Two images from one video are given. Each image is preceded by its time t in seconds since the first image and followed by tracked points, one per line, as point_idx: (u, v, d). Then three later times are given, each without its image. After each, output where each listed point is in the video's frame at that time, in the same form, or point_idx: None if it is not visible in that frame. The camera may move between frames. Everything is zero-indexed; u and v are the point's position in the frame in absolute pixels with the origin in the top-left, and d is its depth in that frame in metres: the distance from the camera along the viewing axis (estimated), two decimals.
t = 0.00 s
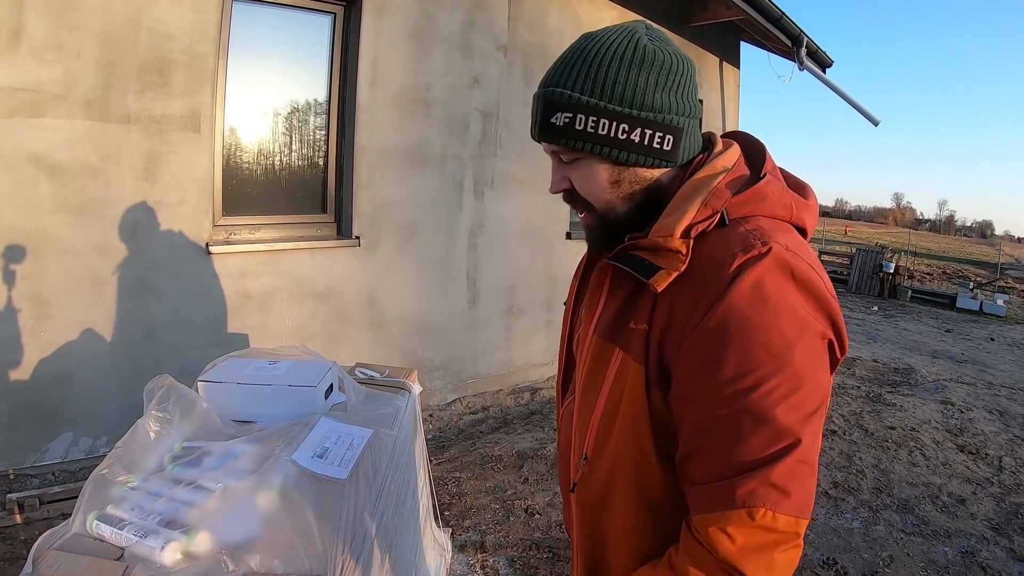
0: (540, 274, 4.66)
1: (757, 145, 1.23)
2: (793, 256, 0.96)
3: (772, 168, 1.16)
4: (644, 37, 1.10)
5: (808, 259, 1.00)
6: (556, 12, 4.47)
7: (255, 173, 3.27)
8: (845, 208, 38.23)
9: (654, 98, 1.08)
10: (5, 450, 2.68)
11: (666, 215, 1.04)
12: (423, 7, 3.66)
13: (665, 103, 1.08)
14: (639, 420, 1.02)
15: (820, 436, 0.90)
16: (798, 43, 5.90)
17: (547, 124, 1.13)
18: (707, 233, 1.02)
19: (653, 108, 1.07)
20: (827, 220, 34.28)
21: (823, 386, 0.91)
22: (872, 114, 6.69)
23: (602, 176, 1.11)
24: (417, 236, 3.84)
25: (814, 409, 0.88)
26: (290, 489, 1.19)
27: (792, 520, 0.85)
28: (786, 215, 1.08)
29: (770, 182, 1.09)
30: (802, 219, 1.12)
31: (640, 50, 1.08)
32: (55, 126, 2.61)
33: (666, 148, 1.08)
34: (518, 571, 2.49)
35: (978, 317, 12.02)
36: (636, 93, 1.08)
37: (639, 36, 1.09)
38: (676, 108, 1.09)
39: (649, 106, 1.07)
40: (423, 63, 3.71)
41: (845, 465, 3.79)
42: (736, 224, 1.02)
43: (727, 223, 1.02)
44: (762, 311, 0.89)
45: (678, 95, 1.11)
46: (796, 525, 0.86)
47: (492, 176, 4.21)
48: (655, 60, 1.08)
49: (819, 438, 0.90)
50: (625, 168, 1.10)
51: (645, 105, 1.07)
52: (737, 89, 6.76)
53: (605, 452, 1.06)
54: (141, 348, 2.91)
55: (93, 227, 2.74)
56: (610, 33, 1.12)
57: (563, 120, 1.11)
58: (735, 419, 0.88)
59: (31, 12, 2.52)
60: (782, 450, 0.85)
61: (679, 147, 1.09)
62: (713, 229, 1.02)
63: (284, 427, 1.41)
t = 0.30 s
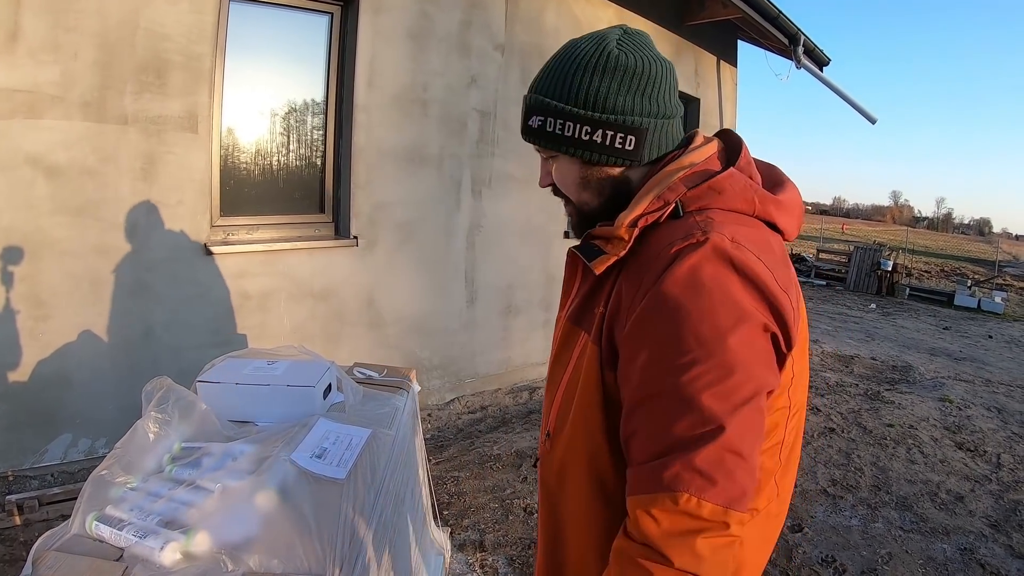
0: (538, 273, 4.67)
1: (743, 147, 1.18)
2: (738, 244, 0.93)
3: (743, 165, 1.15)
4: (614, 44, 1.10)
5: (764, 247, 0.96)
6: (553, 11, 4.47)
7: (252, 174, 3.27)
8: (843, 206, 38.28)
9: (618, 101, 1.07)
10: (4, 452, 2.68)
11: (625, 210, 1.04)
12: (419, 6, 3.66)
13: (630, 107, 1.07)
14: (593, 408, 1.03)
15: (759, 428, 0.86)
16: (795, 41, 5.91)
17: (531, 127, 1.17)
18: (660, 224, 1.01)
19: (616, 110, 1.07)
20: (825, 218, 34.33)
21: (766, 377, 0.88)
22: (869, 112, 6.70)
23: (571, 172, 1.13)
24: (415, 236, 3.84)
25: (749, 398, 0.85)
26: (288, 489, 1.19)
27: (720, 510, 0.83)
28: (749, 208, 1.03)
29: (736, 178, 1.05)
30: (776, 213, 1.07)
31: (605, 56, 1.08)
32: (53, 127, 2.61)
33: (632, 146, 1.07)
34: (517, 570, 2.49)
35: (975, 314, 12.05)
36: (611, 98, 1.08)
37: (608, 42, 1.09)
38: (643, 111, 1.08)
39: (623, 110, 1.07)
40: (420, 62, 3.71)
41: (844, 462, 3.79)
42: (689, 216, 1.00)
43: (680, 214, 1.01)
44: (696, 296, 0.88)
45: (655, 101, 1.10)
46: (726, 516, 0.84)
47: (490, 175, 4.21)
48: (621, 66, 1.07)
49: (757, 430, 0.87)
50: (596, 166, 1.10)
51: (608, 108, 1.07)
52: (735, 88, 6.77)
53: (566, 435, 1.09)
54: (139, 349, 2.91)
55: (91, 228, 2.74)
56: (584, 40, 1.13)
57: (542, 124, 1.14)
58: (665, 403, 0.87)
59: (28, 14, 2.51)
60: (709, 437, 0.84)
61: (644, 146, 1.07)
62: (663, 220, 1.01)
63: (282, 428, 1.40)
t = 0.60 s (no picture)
0: (537, 273, 4.67)
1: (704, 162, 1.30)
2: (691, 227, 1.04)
3: (707, 171, 1.25)
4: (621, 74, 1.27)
5: (718, 231, 1.08)
6: (552, 11, 4.47)
7: (252, 175, 3.27)
8: (842, 205, 38.30)
9: (634, 110, 1.20)
10: (4, 454, 2.68)
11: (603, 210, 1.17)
12: (418, 7, 3.66)
13: (643, 117, 1.21)
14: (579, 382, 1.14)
15: (709, 368, 0.98)
16: (795, 40, 5.91)
17: (554, 126, 1.22)
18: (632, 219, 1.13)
19: (634, 116, 1.19)
20: (825, 217, 34.31)
21: (714, 327, 0.99)
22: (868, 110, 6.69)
23: (593, 163, 1.21)
24: (414, 236, 3.84)
25: (700, 347, 0.97)
26: (289, 490, 1.19)
27: (676, 438, 0.95)
28: (706, 206, 1.12)
29: (691, 180, 1.15)
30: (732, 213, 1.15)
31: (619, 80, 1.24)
32: (52, 129, 2.61)
33: (642, 149, 1.20)
34: (518, 570, 2.49)
35: (975, 312, 12.04)
36: (629, 106, 1.20)
37: (618, 71, 1.26)
38: (651, 122, 1.22)
39: (639, 118, 1.20)
40: (418, 63, 3.71)
41: (844, 461, 3.79)
42: (653, 212, 1.09)
43: (645, 211, 1.12)
44: (652, 258, 1.01)
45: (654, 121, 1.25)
46: (682, 444, 0.95)
47: (489, 175, 4.21)
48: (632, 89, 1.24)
49: (708, 373, 0.98)
50: (612, 161, 1.20)
51: (629, 112, 1.19)
52: (734, 87, 6.77)
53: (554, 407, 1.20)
54: (140, 350, 2.91)
55: (91, 230, 2.74)
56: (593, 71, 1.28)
57: (569, 122, 1.19)
58: (626, 352, 1.00)
59: (27, 16, 2.52)
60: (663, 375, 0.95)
61: (649, 149, 1.21)
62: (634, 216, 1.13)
63: (282, 429, 1.40)
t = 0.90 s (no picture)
0: (536, 272, 4.67)
1: (668, 149, 1.50)
2: (660, 204, 1.24)
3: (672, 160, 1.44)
4: (586, 85, 1.41)
5: (683, 206, 1.27)
6: (550, 10, 4.46)
7: (250, 175, 3.26)
8: (841, 204, 38.34)
9: (593, 120, 1.36)
10: (3, 455, 2.68)
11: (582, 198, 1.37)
12: (416, 6, 3.65)
13: (602, 124, 1.36)
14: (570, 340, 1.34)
15: (679, 318, 1.17)
16: (793, 38, 5.91)
17: (528, 144, 1.41)
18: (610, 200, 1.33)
19: (592, 126, 1.36)
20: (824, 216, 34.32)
21: (684, 284, 1.19)
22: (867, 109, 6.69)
23: (563, 169, 1.40)
24: (413, 236, 3.83)
25: (669, 301, 1.16)
26: (285, 491, 1.19)
27: (652, 376, 1.14)
28: (670, 187, 1.32)
29: (657, 166, 1.35)
30: (696, 190, 1.35)
31: (581, 91, 1.39)
32: (49, 130, 2.60)
33: (603, 152, 1.36)
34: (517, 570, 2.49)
35: (975, 311, 12.05)
36: (588, 117, 1.36)
37: (582, 83, 1.41)
38: (611, 126, 1.37)
39: (598, 126, 1.36)
40: (416, 62, 3.70)
41: (843, 460, 3.80)
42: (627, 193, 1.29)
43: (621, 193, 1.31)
44: (628, 229, 1.20)
45: (617, 121, 1.39)
46: (657, 381, 1.15)
47: (487, 174, 4.21)
48: (593, 97, 1.38)
49: (679, 322, 1.17)
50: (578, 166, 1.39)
51: (587, 124, 1.35)
52: (733, 86, 6.77)
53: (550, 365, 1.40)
54: (137, 351, 2.91)
55: (89, 231, 2.73)
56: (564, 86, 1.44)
57: (538, 140, 1.39)
58: (608, 307, 1.20)
59: (24, 17, 2.51)
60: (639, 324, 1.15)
61: (609, 150, 1.37)
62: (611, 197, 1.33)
63: (278, 429, 1.39)
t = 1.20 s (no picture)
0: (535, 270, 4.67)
1: (616, 156, 1.59)
2: (596, 215, 1.35)
3: (617, 168, 1.54)
4: (532, 101, 1.50)
5: (620, 215, 1.38)
6: (549, 8, 4.46)
7: (249, 174, 3.26)
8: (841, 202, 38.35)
9: (537, 136, 1.45)
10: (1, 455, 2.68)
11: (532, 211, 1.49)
12: (414, 5, 3.64)
13: (547, 139, 1.45)
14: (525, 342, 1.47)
15: (612, 321, 1.29)
16: (792, 37, 5.90)
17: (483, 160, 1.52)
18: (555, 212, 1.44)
19: (537, 142, 1.45)
20: (823, 214, 34.33)
21: (619, 288, 1.30)
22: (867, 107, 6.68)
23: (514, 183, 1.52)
24: (411, 235, 3.83)
25: (602, 307, 1.28)
26: (281, 492, 1.19)
27: (586, 376, 1.27)
28: (612, 197, 1.43)
29: (600, 178, 1.46)
30: (633, 195, 1.46)
31: (526, 109, 1.47)
32: (46, 129, 2.59)
33: (550, 166, 1.46)
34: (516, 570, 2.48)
35: (974, 309, 12.05)
36: (535, 135, 1.45)
37: (528, 99, 1.49)
38: (556, 140, 1.46)
39: (545, 142, 1.45)
40: (415, 61, 3.70)
41: (842, 459, 3.80)
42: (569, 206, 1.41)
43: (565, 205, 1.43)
44: (566, 242, 1.32)
45: (562, 134, 1.48)
46: (591, 381, 1.28)
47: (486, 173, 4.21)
48: (538, 113, 1.47)
49: (612, 325, 1.29)
50: (528, 179, 1.49)
51: (532, 141, 1.45)
52: (732, 84, 6.76)
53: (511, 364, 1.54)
54: (135, 350, 2.90)
55: (87, 230, 2.73)
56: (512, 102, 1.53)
57: (492, 157, 1.50)
58: (549, 314, 1.33)
59: (21, 16, 2.50)
60: (575, 329, 1.28)
61: (555, 163, 1.47)
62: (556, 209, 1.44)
63: (274, 429, 1.38)
